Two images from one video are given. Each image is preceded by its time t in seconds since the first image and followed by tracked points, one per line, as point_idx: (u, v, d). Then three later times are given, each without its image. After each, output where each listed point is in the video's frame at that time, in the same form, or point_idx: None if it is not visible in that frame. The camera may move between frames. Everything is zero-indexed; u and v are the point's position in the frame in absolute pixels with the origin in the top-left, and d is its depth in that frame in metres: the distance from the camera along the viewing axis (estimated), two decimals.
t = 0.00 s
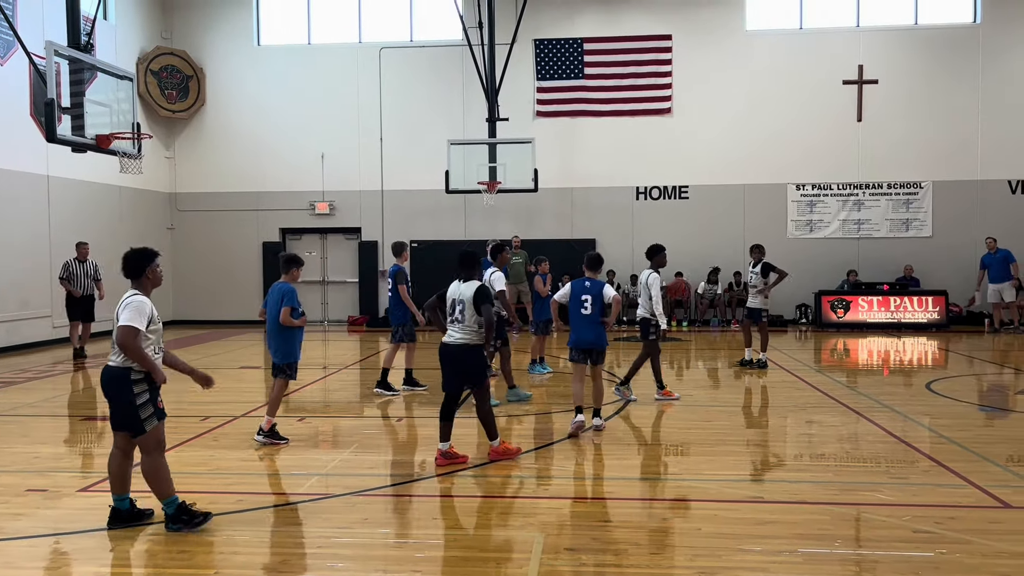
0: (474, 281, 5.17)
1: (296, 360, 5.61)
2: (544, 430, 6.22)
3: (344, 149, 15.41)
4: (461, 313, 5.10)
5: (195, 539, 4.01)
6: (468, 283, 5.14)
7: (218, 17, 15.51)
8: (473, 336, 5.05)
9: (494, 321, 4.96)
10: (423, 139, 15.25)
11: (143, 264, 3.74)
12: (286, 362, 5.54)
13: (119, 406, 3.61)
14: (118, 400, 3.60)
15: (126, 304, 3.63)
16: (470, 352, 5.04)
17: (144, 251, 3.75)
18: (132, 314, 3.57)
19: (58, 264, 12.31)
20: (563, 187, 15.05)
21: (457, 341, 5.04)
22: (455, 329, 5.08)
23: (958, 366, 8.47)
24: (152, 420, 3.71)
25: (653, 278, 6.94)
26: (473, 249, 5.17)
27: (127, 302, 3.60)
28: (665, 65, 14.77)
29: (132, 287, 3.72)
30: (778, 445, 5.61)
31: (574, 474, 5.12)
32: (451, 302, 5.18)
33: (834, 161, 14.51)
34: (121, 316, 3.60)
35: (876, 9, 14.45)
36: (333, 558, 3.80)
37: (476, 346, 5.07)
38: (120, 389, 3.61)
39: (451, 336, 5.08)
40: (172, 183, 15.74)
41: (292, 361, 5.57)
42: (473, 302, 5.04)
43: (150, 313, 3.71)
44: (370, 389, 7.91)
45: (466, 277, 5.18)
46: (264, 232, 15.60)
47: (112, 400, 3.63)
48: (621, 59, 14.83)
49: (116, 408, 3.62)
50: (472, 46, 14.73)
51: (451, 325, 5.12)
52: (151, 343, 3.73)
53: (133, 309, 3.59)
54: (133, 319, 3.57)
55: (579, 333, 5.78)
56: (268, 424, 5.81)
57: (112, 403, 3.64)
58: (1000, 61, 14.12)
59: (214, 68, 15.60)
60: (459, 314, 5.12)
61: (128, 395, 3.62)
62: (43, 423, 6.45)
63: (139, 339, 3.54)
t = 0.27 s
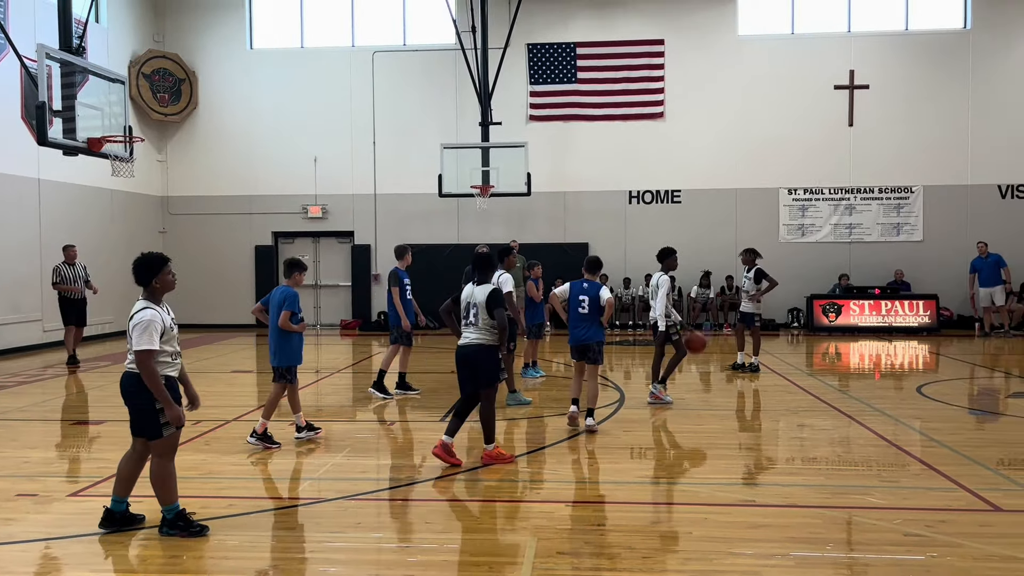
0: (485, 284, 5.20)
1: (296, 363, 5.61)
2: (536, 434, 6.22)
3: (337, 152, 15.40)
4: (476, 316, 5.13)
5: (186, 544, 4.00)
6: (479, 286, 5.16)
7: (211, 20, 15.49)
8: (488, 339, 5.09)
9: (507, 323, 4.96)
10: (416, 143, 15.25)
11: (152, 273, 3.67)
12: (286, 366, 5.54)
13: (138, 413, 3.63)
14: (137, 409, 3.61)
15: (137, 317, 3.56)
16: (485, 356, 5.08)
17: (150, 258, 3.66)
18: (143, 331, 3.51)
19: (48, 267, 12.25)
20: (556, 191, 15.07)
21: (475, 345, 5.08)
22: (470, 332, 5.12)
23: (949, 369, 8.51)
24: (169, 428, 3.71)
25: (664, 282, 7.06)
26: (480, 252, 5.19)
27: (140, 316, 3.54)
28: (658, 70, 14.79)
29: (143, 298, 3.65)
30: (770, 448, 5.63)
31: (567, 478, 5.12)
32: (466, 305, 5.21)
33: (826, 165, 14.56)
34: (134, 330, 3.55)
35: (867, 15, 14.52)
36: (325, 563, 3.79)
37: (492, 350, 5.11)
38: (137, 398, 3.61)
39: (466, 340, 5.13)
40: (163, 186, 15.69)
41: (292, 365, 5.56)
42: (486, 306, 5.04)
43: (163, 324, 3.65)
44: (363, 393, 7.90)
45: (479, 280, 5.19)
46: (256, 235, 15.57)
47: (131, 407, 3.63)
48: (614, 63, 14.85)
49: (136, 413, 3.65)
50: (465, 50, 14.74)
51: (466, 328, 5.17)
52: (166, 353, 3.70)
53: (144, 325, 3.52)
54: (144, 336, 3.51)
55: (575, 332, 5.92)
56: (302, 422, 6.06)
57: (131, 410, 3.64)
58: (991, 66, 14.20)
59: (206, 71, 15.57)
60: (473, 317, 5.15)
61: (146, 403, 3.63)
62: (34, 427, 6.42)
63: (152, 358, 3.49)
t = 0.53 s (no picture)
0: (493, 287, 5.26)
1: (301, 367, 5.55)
2: (528, 436, 6.23)
3: (329, 155, 15.37)
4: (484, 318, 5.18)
5: (175, 547, 3.97)
6: (487, 289, 5.22)
7: (202, 21, 15.45)
8: (495, 341, 5.14)
9: (515, 326, 5.00)
10: (408, 145, 15.25)
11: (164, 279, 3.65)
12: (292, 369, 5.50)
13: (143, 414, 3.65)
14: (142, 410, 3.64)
15: (152, 323, 3.56)
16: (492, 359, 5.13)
17: (162, 265, 3.63)
18: (154, 340, 3.50)
19: (36, 269, 12.17)
20: (547, 194, 15.09)
21: (482, 347, 5.14)
22: (477, 333, 5.18)
23: (938, 372, 8.55)
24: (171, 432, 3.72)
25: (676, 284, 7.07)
26: (490, 255, 5.27)
27: (154, 322, 3.54)
28: (649, 74, 14.84)
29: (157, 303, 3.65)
30: (761, 451, 5.64)
31: (558, 480, 5.12)
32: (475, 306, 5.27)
33: (816, 169, 14.63)
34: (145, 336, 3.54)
35: (857, 20, 14.60)
36: (315, 565, 3.77)
37: (499, 352, 5.16)
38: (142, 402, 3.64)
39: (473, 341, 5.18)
40: (153, 188, 15.62)
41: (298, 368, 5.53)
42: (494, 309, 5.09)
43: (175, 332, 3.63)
44: (354, 395, 7.89)
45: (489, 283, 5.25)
46: (246, 238, 15.52)
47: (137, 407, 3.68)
48: (605, 67, 14.90)
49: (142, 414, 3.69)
50: (457, 53, 14.75)
51: (473, 330, 5.22)
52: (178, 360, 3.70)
53: (155, 333, 3.51)
54: (155, 345, 3.50)
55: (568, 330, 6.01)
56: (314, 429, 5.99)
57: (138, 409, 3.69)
58: (979, 71, 14.29)
59: (197, 73, 15.53)
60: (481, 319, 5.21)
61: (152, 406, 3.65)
62: (22, 431, 6.38)
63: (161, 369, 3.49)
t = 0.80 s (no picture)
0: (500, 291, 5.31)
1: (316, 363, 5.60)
2: (516, 439, 6.23)
3: (318, 157, 15.33)
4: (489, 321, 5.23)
5: (161, 552, 3.94)
6: (493, 292, 5.28)
7: (189, 22, 15.39)
8: (500, 344, 5.18)
9: (519, 328, 5.03)
10: (396, 148, 15.23)
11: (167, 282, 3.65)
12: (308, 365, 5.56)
13: (144, 419, 3.62)
14: (143, 415, 3.61)
15: (154, 327, 3.54)
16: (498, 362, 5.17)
17: (166, 266, 3.64)
18: (163, 343, 3.50)
19: (20, 272, 12.07)
20: (536, 197, 15.10)
21: (488, 350, 5.18)
22: (483, 336, 5.23)
23: (923, 374, 8.62)
24: (168, 436, 3.72)
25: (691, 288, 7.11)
26: (498, 259, 5.32)
27: (157, 326, 3.53)
28: (638, 77, 14.89)
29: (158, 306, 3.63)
30: (749, 454, 5.66)
31: (547, 483, 5.12)
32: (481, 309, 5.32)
33: (804, 173, 14.70)
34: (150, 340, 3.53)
35: (844, 24, 14.70)
36: (303, 569, 3.75)
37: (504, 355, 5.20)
38: (146, 405, 3.61)
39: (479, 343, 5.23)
40: (140, 190, 15.53)
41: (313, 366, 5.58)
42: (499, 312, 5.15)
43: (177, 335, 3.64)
44: (342, 398, 7.87)
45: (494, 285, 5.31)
46: (234, 240, 15.46)
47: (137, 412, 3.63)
48: (594, 70, 14.93)
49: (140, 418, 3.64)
50: (446, 55, 14.76)
51: (479, 333, 5.28)
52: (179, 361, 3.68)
53: (164, 336, 3.51)
54: (164, 349, 3.50)
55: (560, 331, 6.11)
56: (302, 433, 5.99)
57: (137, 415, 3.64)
58: (965, 75, 14.41)
59: (184, 75, 15.46)
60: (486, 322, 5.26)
61: (154, 410, 3.63)
62: (7, 435, 6.32)
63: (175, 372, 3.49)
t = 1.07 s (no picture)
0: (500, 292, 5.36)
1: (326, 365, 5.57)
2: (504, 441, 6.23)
3: (306, 159, 15.30)
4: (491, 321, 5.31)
5: (148, 555, 3.90)
6: (493, 292, 5.34)
7: (177, 23, 15.35)
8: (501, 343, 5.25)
9: (512, 328, 5.08)
10: (385, 150, 15.21)
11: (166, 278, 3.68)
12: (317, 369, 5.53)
13: (146, 419, 3.60)
14: (145, 413, 3.59)
15: (157, 320, 3.58)
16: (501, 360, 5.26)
17: (167, 263, 3.66)
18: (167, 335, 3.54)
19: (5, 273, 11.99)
20: (525, 199, 15.11)
21: (489, 349, 5.27)
22: (485, 336, 5.32)
23: (911, 376, 8.65)
24: (168, 439, 3.65)
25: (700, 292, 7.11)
26: (500, 261, 5.37)
27: (161, 318, 3.56)
28: (626, 80, 14.93)
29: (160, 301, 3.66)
30: (737, 456, 5.67)
31: (536, 485, 5.12)
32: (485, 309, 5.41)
33: (790, 176, 14.78)
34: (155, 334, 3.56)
35: (831, 28, 14.79)
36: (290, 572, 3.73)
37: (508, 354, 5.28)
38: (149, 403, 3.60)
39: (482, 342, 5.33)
40: (126, 191, 15.45)
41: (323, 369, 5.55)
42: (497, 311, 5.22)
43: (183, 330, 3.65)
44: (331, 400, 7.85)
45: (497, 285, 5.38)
46: (222, 242, 15.40)
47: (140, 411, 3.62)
48: (583, 73, 14.96)
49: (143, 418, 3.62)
50: (434, 57, 14.76)
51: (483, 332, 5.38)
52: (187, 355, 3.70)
53: (167, 328, 3.55)
54: (169, 341, 3.54)
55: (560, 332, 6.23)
56: (343, 428, 6.18)
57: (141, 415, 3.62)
58: (950, 80, 14.52)
59: (172, 75, 15.41)
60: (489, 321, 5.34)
61: (155, 410, 3.60)
62: None
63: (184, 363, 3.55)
